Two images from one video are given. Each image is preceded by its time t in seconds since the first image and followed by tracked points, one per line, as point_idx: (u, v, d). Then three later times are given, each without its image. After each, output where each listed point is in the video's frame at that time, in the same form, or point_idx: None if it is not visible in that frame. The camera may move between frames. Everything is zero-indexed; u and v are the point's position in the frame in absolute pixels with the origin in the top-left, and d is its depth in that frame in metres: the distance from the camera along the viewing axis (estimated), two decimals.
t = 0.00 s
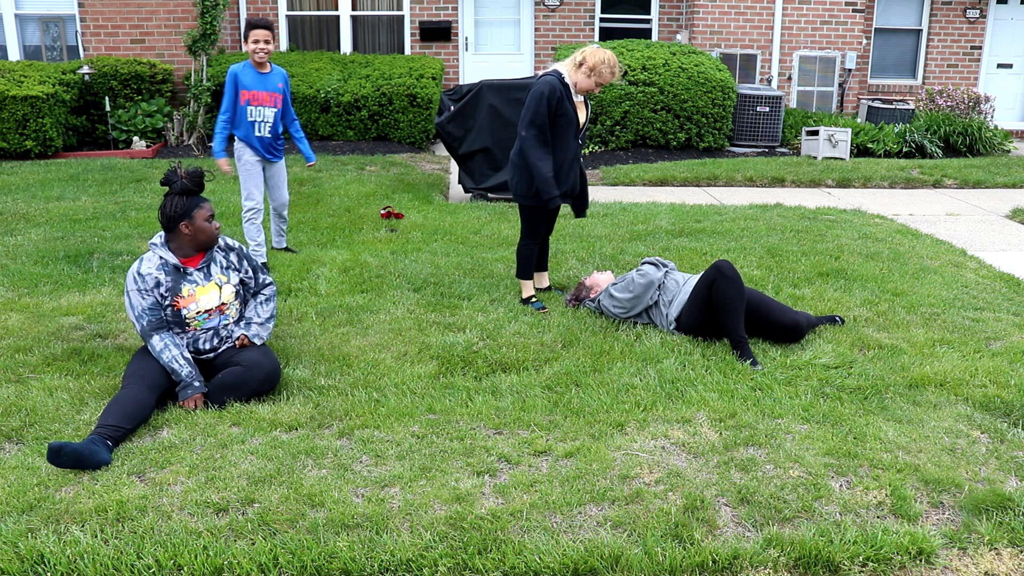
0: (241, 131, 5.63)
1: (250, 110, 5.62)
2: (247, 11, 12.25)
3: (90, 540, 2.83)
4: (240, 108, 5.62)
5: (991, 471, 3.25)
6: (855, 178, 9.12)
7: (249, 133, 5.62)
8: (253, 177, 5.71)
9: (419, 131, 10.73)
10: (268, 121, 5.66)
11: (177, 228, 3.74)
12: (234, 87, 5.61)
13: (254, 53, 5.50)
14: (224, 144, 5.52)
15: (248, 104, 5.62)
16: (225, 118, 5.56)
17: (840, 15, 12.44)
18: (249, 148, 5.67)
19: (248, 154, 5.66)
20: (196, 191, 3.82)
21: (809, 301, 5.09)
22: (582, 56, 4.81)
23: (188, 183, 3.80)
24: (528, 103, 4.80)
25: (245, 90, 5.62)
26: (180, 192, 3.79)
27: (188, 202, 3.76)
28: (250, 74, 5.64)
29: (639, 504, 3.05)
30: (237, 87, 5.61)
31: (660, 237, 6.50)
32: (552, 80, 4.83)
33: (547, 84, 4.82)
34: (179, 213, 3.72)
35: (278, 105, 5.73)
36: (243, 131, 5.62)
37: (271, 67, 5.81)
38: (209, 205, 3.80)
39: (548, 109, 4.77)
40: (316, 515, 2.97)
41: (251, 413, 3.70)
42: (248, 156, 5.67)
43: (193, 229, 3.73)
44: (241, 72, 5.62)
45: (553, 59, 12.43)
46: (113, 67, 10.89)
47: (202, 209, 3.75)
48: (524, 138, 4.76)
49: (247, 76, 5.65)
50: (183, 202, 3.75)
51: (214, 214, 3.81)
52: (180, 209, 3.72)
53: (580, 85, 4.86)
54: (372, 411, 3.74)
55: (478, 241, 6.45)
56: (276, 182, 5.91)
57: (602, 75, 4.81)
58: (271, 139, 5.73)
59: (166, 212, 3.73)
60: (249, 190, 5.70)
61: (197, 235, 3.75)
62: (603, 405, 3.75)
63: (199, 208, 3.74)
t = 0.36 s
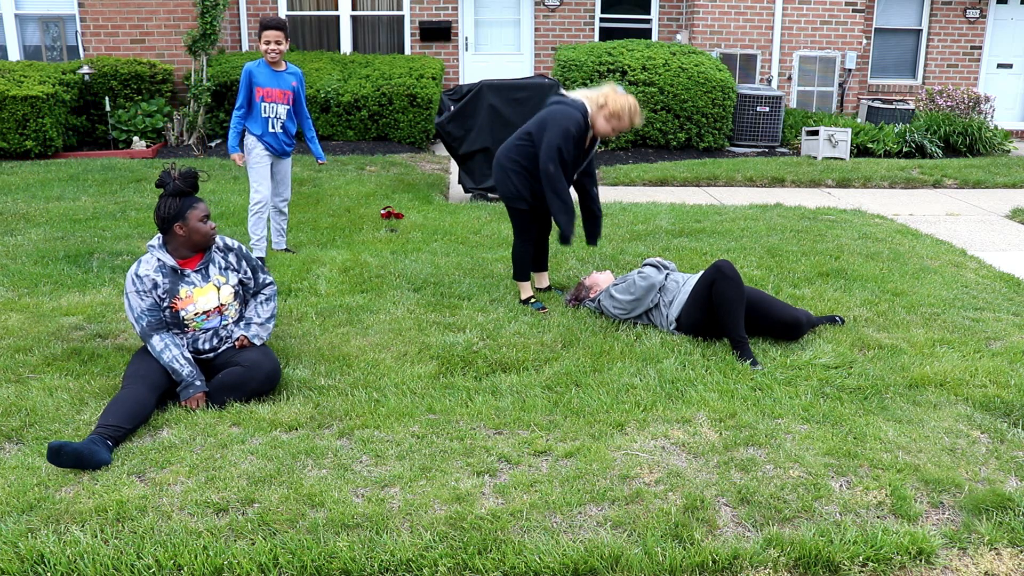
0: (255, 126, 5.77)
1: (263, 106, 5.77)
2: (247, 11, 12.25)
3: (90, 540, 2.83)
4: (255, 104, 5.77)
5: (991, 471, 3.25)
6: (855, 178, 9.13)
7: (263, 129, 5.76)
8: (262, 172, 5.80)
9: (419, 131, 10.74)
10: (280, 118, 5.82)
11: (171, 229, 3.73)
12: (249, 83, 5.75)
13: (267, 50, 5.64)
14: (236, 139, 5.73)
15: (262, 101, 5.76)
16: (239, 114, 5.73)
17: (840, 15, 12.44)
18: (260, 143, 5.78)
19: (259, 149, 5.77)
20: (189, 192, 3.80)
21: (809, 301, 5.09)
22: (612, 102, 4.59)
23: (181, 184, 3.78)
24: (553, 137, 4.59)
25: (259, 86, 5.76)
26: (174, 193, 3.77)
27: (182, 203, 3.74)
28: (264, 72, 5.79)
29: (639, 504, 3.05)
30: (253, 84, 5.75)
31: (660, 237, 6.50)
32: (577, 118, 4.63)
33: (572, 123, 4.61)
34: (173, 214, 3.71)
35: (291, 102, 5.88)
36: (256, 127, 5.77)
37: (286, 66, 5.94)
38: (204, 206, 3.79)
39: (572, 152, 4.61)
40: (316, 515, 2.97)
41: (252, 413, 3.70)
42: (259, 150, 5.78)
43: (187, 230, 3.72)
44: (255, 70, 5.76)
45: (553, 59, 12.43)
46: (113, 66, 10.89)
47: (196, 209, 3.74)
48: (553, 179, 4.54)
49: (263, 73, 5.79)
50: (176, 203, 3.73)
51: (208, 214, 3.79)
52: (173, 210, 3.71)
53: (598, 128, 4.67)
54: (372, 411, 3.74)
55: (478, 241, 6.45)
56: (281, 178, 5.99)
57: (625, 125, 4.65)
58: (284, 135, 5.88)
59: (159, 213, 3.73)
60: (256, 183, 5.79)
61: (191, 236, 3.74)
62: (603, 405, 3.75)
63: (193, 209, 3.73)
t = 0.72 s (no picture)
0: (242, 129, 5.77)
1: (250, 111, 5.76)
2: (247, 11, 12.25)
3: (90, 540, 2.83)
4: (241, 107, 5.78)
5: (991, 471, 3.25)
6: (855, 178, 9.12)
7: (249, 134, 5.75)
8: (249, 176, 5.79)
9: (419, 131, 10.74)
10: (267, 122, 5.78)
11: (168, 230, 3.73)
12: (234, 91, 5.76)
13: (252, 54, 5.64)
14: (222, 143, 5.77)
15: (248, 105, 5.75)
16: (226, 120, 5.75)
17: (840, 15, 12.44)
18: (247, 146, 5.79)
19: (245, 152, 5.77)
20: (186, 192, 3.80)
21: (809, 301, 5.09)
22: (628, 176, 4.66)
23: (177, 184, 3.78)
24: (564, 192, 4.74)
25: (244, 90, 5.75)
26: (170, 194, 3.77)
27: (178, 203, 3.74)
28: (250, 76, 5.76)
29: (639, 504, 3.05)
30: (237, 89, 5.75)
31: (660, 237, 6.50)
32: (592, 181, 4.74)
33: (587, 186, 4.73)
34: (169, 215, 3.71)
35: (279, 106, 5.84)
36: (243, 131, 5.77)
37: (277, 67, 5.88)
38: (201, 207, 3.79)
39: (578, 211, 4.81)
40: (316, 515, 2.97)
41: (252, 413, 3.70)
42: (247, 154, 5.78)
43: (183, 231, 3.72)
44: (241, 74, 5.76)
45: (553, 59, 12.43)
46: (113, 67, 10.89)
47: (193, 210, 3.74)
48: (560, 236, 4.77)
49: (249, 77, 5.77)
50: (172, 204, 3.73)
51: (205, 214, 3.79)
52: (169, 210, 3.71)
53: (603, 194, 4.79)
54: (372, 411, 3.74)
55: (478, 241, 6.45)
56: (275, 182, 5.97)
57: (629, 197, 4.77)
58: (274, 138, 5.85)
59: (156, 214, 3.73)
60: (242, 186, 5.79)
61: (188, 237, 3.73)
62: (603, 405, 3.75)
63: (189, 210, 3.72)
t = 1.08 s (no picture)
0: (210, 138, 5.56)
1: (214, 116, 5.50)
2: (247, 11, 12.25)
3: (90, 540, 2.83)
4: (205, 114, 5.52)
5: (991, 471, 3.25)
6: (855, 178, 9.12)
7: (215, 141, 5.54)
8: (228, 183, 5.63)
9: (419, 131, 10.74)
10: (232, 127, 5.50)
11: (168, 230, 3.73)
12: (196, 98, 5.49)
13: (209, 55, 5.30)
14: (196, 154, 5.53)
15: (210, 111, 5.50)
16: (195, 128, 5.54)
17: (840, 15, 12.44)
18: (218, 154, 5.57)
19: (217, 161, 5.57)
20: (186, 192, 3.80)
21: (809, 301, 5.09)
22: (633, 183, 4.64)
23: (177, 184, 3.78)
24: (570, 193, 4.72)
25: (205, 96, 5.47)
26: (170, 194, 3.77)
27: (178, 203, 3.74)
28: (209, 80, 5.46)
29: (639, 504, 3.05)
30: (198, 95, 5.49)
31: (660, 237, 6.50)
32: (599, 185, 4.72)
33: (594, 189, 4.71)
34: (169, 215, 3.70)
35: (243, 108, 5.50)
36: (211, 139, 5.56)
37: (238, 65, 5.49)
38: (201, 207, 3.79)
39: (584, 214, 4.79)
40: (316, 515, 2.97)
41: (252, 413, 3.70)
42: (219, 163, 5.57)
43: (183, 231, 3.72)
44: (201, 78, 5.47)
45: (553, 59, 12.43)
46: (113, 66, 10.89)
47: (193, 210, 3.74)
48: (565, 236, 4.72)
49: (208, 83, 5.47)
50: (172, 204, 3.73)
51: (205, 214, 3.79)
52: (169, 210, 3.71)
53: (607, 199, 4.78)
54: (372, 411, 3.74)
55: (478, 241, 6.45)
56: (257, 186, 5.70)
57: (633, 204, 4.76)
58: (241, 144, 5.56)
59: (156, 215, 3.72)
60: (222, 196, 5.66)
61: (188, 237, 3.73)
62: (603, 405, 3.75)
63: (189, 209, 3.72)
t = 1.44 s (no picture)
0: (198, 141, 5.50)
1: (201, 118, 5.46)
2: (247, 11, 12.25)
3: (90, 540, 2.83)
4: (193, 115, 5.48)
5: (991, 471, 3.25)
6: (855, 178, 9.13)
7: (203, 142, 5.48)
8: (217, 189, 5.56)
9: (419, 131, 10.74)
10: (218, 129, 5.44)
11: (169, 230, 3.73)
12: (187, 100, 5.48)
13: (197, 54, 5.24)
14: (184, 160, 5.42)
15: (199, 113, 5.46)
16: (184, 131, 5.47)
17: (840, 15, 12.44)
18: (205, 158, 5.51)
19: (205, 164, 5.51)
20: (187, 192, 3.80)
21: (809, 301, 5.09)
22: (637, 183, 4.65)
23: (178, 184, 3.78)
24: (574, 193, 4.72)
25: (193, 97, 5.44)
26: (172, 194, 3.77)
27: (179, 203, 3.74)
28: (198, 80, 5.43)
29: (639, 504, 3.05)
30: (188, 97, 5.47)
31: (660, 237, 6.50)
32: (602, 185, 4.72)
33: (597, 190, 4.71)
34: (171, 215, 3.70)
35: (231, 109, 5.44)
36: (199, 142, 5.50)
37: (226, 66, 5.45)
38: (203, 207, 3.79)
39: (585, 214, 4.78)
40: (316, 515, 2.97)
41: (252, 413, 3.70)
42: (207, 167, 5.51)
43: (184, 231, 3.72)
44: (191, 80, 5.46)
45: (553, 59, 12.43)
46: (113, 67, 10.89)
47: (194, 210, 3.74)
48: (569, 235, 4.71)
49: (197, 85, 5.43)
50: (173, 204, 3.73)
51: (206, 214, 3.79)
52: (170, 210, 3.70)
53: (610, 198, 4.78)
54: (372, 411, 3.74)
55: (478, 241, 6.45)
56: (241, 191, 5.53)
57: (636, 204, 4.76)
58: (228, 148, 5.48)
59: (157, 214, 3.72)
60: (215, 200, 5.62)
61: (189, 237, 3.73)
62: (603, 405, 3.75)
63: (190, 210, 3.72)
